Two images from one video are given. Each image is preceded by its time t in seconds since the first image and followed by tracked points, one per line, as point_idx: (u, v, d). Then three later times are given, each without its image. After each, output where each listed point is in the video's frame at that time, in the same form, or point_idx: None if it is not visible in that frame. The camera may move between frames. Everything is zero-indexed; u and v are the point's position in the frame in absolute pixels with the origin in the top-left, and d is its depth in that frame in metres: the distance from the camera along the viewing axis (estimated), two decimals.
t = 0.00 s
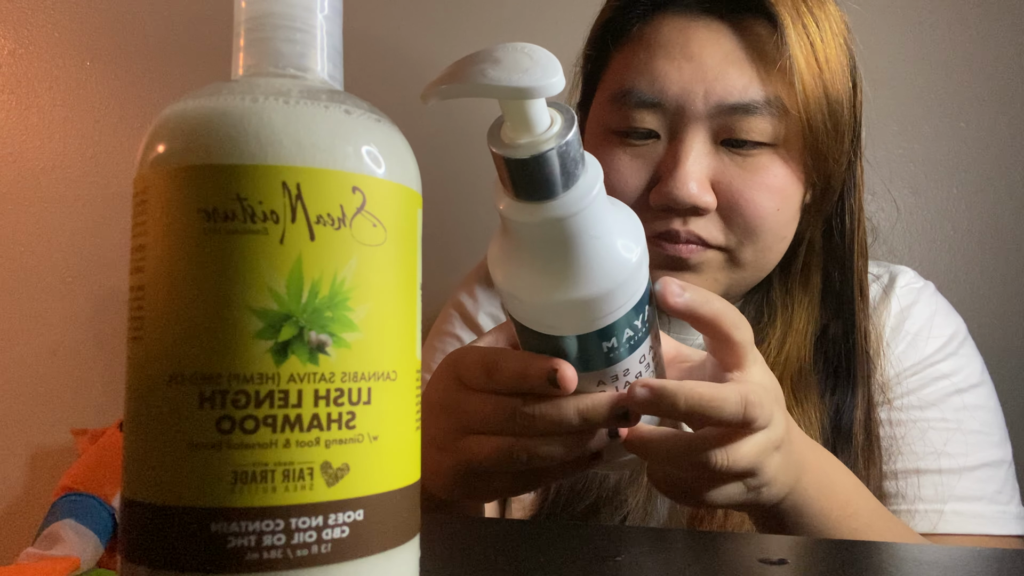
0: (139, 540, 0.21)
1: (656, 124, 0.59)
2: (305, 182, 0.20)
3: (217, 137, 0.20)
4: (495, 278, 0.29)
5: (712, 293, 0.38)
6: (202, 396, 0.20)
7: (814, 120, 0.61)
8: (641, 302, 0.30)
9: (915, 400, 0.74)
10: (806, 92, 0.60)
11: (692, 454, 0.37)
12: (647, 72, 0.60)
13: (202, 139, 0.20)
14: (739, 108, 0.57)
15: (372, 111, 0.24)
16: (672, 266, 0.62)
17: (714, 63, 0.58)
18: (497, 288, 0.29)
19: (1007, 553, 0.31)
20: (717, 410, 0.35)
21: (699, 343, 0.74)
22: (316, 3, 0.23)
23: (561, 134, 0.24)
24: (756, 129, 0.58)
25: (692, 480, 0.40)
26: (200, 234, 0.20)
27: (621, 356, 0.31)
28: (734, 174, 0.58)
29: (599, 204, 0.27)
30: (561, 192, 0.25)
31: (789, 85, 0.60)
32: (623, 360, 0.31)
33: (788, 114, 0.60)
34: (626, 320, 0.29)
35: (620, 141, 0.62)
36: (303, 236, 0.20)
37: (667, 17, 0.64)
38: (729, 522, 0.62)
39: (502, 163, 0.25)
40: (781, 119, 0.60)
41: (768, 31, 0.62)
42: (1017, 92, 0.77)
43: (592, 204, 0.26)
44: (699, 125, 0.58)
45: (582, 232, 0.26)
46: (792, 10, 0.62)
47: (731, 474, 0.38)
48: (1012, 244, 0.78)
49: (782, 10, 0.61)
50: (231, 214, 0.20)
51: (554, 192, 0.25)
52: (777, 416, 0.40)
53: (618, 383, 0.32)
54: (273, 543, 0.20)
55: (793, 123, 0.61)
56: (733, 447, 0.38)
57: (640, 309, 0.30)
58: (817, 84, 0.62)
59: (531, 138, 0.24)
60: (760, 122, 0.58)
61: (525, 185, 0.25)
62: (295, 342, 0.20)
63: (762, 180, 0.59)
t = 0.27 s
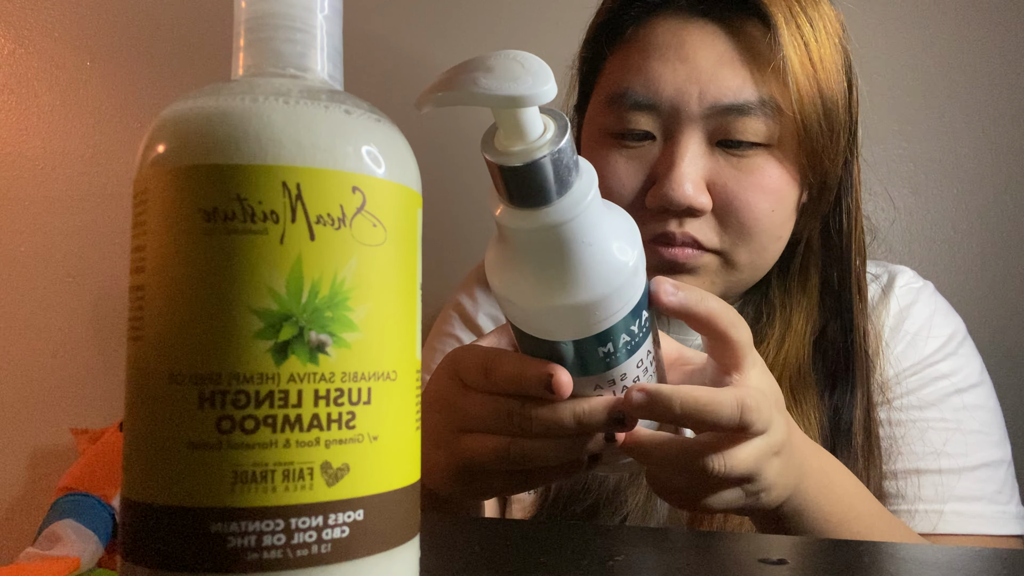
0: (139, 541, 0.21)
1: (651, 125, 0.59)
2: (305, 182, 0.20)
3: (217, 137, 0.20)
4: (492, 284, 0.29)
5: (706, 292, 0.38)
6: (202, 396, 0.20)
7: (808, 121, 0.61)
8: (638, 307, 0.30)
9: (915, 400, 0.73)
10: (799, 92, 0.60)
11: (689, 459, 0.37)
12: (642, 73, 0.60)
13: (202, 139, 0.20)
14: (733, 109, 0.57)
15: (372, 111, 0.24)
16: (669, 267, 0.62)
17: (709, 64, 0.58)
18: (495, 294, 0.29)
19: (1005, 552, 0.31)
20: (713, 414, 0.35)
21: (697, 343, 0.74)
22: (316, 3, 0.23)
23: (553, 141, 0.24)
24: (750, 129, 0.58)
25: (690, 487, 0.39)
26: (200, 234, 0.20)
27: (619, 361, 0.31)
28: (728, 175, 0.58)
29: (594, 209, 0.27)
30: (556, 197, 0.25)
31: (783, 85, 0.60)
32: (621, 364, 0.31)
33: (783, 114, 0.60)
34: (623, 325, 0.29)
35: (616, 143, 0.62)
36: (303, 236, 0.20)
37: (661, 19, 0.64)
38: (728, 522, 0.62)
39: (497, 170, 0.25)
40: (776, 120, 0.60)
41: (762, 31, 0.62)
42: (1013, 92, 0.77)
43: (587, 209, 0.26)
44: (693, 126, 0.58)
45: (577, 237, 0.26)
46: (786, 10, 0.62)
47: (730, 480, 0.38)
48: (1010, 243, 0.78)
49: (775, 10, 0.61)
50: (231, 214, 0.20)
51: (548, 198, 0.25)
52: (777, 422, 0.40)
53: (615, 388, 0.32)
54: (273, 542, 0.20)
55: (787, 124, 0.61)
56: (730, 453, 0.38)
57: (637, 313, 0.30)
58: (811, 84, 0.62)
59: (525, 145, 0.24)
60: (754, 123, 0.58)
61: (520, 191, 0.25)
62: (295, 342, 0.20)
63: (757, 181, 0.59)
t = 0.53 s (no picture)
0: (139, 541, 0.21)
1: (651, 125, 0.59)
2: (305, 182, 0.20)
3: (217, 137, 0.20)
4: (491, 284, 0.29)
5: (704, 292, 0.38)
6: (202, 396, 0.20)
7: (808, 120, 0.61)
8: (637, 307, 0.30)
9: (914, 399, 0.73)
10: (799, 91, 0.60)
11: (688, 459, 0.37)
12: (642, 73, 0.60)
13: (202, 139, 0.20)
14: (733, 108, 0.57)
15: (372, 111, 0.24)
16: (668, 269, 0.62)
17: (710, 64, 0.58)
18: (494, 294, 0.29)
19: (1006, 552, 0.31)
20: (713, 413, 0.35)
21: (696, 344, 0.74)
22: (316, 3, 0.23)
23: (553, 141, 0.24)
24: (750, 129, 0.58)
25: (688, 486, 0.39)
26: (199, 234, 0.20)
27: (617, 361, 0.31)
28: (728, 175, 0.58)
29: (593, 208, 0.27)
30: (556, 197, 0.25)
31: (784, 84, 0.60)
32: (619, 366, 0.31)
33: (783, 114, 0.60)
34: (623, 324, 0.29)
35: (616, 142, 0.62)
36: (302, 236, 0.20)
37: (661, 18, 0.64)
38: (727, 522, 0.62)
39: (496, 171, 0.25)
40: (776, 119, 0.60)
41: (762, 31, 0.62)
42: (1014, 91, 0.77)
43: (586, 208, 0.26)
44: (694, 125, 0.58)
45: (576, 236, 0.26)
46: (786, 9, 0.62)
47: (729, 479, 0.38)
48: (1010, 243, 0.78)
49: (775, 10, 0.61)
50: (231, 214, 0.20)
51: (548, 197, 0.25)
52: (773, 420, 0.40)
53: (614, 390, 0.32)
54: (273, 543, 0.20)
55: (787, 124, 0.61)
56: (729, 452, 0.38)
57: (636, 313, 0.30)
58: (811, 83, 0.62)
59: (524, 146, 0.24)
60: (754, 122, 0.58)
61: (520, 191, 0.25)
62: (295, 342, 0.20)
63: (756, 180, 0.59)
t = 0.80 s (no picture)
0: (139, 541, 0.21)
1: (652, 125, 0.59)
2: (304, 182, 0.20)
3: (217, 137, 0.20)
4: (492, 280, 0.29)
5: (704, 288, 0.38)
6: (202, 396, 0.20)
7: (809, 120, 0.61)
8: (637, 303, 0.30)
9: (914, 399, 0.73)
10: (800, 91, 0.60)
11: (691, 455, 0.37)
12: (643, 73, 0.60)
13: (202, 139, 0.21)
14: (733, 109, 0.57)
15: (372, 111, 0.24)
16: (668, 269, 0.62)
17: (710, 64, 0.58)
18: (494, 291, 0.29)
19: (1007, 552, 0.31)
20: (715, 407, 0.35)
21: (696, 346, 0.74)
22: (316, 3, 0.23)
23: (553, 135, 0.24)
24: (751, 129, 0.58)
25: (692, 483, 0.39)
26: (199, 234, 0.20)
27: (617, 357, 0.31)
28: (728, 176, 0.58)
29: (594, 202, 0.27)
30: (556, 191, 0.25)
31: (784, 84, 0.60)
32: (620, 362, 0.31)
33: (784, 113, 0.60)
34: (623, 320, 0.29)
35: (616, 142, 0.62)
36: (302, 236, 0.20)
37: (661, 18, 0.64)
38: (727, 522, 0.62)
39: (497, 165, 0.25)
40: (777, 119, 0.60)
41: (763, 31, 0.62)
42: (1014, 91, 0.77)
43: (587, 203, 0.26)
44: (694, 126, 0.58)
45: (577, 231, 0.26)
46: (787, 10, 0.62)
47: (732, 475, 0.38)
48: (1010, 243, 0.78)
49: (776, 10, 0.61)
50: (231, 214, 0.20)
51: (549, 191, 0.25)
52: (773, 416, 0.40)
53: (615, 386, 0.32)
54: (273, 543, 0.20)
55: (788, 124, 0.61)
56: (731, 447, 0.38)
57: (636, 309, 0.30)
58: (812, 83, 0.62)
59: (525, 139, 0.24)
60: (755, 122, 0.58)
61: (520, 185, 0.25)
62: (295, 341, 0.20)
63: (757, 180, 0.59)
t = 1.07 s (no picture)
0: (140, 542, 0.21)
1: (652, 124, 0.59)
2: (304, 182, 0.20)
3: (217, 137, 0.20)
4: (492, 278, 0.29)
5: (701, 284, 0.38)
6: (202, 396, 0.20)
7: (810, 120, 0.61)
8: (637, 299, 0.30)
9: (914, 399, 0.73)
10: (800, 91, 0.60)
11: (692, 452, 0.37)
12: (644, 72, 0.60)
13: (201, 140, 0.20)
14: (733, 109, 0.57)
15: (372, 111, 0.24)
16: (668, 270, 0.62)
17: (711, 64, 0.58)
18: (494, 289, 0.29)
19: (1007, 552, 0.31)
20: (718, 401, 0.35)
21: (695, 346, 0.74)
22: (316, 3, 0.23)
23: (554, 131, 0.24)
24: (751, 129, 0.58)
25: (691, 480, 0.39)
26: (199, 234, 0.20)
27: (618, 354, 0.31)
28: (728, 176, 0.58)
29: (593, 198, 0.27)
30: (556, 186, 0.25)
31: (785, 84, 0.60)
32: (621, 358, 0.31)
33: (785, 113, 0.60)
34: (624, 317, 0.29)
35: (616, 141, 0.62)
36: (302, 236, 0.20)
37: (662, 17, 0.64)
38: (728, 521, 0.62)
39: (497, 161, 0.25)
40: (777, 119, 0.60)
41: (764, 30, 0.62)
42: (1015, 91, 0.77)
43: (587, 198, 0.26)
44: (694, 126, 0.58)
45: (577, 227, 0.26)
46: (788, 9, 0.62)
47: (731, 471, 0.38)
48: (1011, 243, 0.78)
49: (777, 9, 0.61)
50: (231, 214, 0.20)
51: (549, 187, 0.25)
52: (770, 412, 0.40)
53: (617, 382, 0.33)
54: (273, 543, 0.20)
55: (789, 123, 0.61)
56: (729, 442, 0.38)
57: (636, 305, 0.30)
58: (813, 83, 0.62)
59: (525, 136, 0.24)
60: (756, 121, 0.58)
61: (520, 181, 0.25)
62: (295, 342, 0.20)
63: (756, 180, 0.59)
